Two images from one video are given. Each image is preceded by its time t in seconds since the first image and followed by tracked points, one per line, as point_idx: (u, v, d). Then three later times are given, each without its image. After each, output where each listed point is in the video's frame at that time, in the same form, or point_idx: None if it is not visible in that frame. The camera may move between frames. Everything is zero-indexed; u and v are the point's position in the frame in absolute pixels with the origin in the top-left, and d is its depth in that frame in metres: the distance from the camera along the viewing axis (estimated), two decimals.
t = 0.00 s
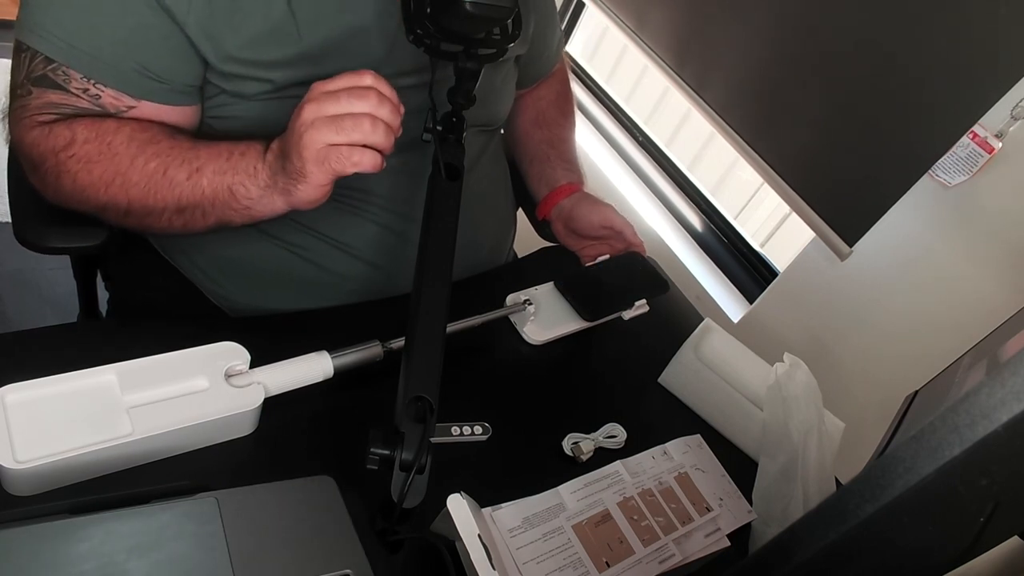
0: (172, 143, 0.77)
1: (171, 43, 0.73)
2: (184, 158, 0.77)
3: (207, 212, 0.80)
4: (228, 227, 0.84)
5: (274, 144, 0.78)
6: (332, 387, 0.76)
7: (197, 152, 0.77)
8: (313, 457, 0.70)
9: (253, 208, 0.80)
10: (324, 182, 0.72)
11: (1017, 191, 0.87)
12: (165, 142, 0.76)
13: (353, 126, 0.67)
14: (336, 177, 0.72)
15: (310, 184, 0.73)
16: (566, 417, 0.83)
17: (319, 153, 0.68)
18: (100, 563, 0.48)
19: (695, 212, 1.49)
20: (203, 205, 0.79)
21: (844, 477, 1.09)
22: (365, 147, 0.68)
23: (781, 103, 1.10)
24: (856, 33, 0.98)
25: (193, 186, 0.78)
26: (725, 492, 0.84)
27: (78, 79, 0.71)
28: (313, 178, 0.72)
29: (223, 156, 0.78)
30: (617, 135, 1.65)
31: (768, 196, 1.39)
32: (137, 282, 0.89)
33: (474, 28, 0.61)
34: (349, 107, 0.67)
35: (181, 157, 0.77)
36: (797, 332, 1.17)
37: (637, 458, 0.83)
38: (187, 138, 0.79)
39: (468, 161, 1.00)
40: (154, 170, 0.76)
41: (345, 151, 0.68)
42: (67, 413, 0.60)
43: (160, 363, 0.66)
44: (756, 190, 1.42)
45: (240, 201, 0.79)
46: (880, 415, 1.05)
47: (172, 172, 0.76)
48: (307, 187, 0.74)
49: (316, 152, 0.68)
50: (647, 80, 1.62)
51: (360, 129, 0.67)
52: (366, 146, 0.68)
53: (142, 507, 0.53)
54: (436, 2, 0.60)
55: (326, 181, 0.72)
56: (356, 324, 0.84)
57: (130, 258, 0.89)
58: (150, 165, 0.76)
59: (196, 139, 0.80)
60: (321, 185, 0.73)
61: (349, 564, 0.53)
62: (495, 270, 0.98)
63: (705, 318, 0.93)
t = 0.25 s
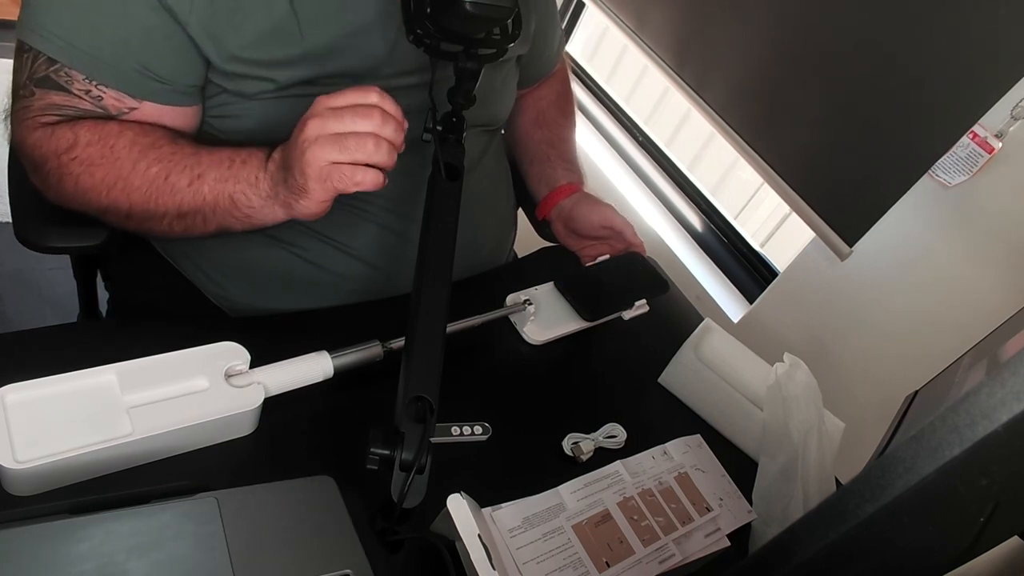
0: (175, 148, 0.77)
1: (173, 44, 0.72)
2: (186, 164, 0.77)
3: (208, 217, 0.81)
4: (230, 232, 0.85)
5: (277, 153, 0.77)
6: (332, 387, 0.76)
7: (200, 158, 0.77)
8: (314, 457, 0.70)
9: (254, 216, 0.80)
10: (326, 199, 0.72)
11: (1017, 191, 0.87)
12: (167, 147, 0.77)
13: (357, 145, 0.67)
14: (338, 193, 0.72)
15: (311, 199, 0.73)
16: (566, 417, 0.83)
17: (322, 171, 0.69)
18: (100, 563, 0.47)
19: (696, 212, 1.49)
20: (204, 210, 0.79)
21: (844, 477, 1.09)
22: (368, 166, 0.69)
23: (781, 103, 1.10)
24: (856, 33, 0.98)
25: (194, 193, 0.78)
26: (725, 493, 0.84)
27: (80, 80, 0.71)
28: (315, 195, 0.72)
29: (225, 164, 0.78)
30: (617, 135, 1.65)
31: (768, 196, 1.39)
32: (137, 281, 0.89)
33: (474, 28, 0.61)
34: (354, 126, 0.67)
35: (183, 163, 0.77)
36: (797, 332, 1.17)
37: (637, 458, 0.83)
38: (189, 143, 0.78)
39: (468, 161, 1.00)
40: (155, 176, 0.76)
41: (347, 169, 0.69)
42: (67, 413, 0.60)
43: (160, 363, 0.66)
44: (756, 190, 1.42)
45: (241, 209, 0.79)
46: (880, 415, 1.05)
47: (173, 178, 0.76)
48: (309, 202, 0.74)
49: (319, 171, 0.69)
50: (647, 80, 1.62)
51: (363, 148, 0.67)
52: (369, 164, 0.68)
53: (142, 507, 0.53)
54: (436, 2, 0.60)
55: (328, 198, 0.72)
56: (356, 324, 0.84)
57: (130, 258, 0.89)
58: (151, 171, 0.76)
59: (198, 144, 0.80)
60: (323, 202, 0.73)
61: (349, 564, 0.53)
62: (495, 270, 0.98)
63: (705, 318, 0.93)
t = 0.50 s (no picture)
0: (169, 124, 0.76)
1: (171, 42, 0.73)
2: (181, 139, 0.76)
3: (210, 192, 0.80)
4: (232, 207, 0.84)
5: (269, 115, 0.77)
6: (332, 387, 0.76)
7: (194, 133, 0.77)
8: (314, 457, 0.70)
9: (255, 181, 0.80)
10: (326, 142, 0.73)
11: (1017, 190, 0.87)
12: (161, 126, 0.76)
13: (343, 78, 0.66)
14: (337, 135, 0.73)
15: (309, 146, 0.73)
16: (566, 417, 0.83)
17: (316, 112, 0.69)
18: (100, 563, 0.47)
19: (696, 212, 1.49)
20: (205, 185, 0.79)
21: (844, 477, 1.09)
22: (358, 99, 0.68)
23: (781, 102, 1.10)
24: (856, 33, 0.98)
25: (193, 167, 0.77)
26: (725, 493, 0.84)
27: (77, 74, 0.70)
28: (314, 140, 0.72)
29: (221, 134, 0.77)
30: (617, 135, 1.65)
31: (768, 196, 1.39)
32: (137, 280, 0.89)
33: (474, 28, 0.61)
34: (338, 59, 0.66)
35: (178, 139, 0.76)
36: (797, 332, 1.17)
37: (637, 458, 0.83)
38: (184, 121, 0.78)
39: (468, 161, 1.00)
40: (154, 154, 0.76)
41: (340, 106, 0.68)
42: (67, 413, 0.60)
43: (160, 363, 0.66)
44: (756, 190, 1.42)
45: (241, 176, 0.79)
46: (880, 415, 1.05)
47: (170, 153, 0.76)
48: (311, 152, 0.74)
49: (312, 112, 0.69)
50: (647, 80, 1.62)
51: (349, 82, 0.66)
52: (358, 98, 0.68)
53: (142, 506, 0.53)
54: (436, 1, 0.60)
55: (327, 140, 0.72)
56: (356, 324, 0.84)
57: (130, 258, 0.90)
58: (149, 150, 0.75)
59: (192, 117, 0.79)
60: (322, 146, 0.73)
61: (349, 564, 0.53)
62: (495, 270, 0.98)
63: (705, 318, 0.93)
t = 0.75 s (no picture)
0: (170, 129, 0.76)
1: (172, 41, 0.73)
2: (183, 146, 0.76)
3: (209, 199, 0.80)
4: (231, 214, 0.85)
5: (271, 126, 0.77)
6: (332, 387, 0.76)
7: (196, 139, 0.77)
8: (314, 457, 0.70)
9: (255, 190, 0.80)
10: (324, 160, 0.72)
11: (1017, 190, 0.87)
12: (162, 129, 0.76)
13: (348, 103, 0.66)
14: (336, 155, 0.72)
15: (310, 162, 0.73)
16: (566, 417, 0.83)
17: (316, 133, 0.68)
18: (100, 563, 0.47)
19: (695, 212, 1.48)
20: (205, 192, 0.79)
21: (844, 477, 1.09)
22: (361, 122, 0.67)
23: (781, 102, 1.10)
24: (856, 32, 0.98)
25: (194, 174, 0.77)
26: (725, 492, 0.84)
27: (78, 76, 0.70)
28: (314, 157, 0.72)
29: (222, 142, 0.78)
30: (617, 135, 1.65)
31: (768, 196, 1.39)
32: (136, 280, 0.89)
33: (474, 28, 0.61)
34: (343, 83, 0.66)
35: (180, 146, 0.76)
36: (797, 332, 1.17)
37: (637, 458, 0.83)
38: (185, 126, 0.78)
39: (468, 161, 1.00)
40: (154, 160, 0.76)
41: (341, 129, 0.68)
42: (67, 414, 0.60)
43: (160, 363, 0.66)
44: (756, 190, 1.42)
45: (243, 184, 0.79)
46: (880, 415, 1.05)
47: (171, 161, 0.76)
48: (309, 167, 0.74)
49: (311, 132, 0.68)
50: (647, 80, 1.62)
51: (354, 107, 0.66)
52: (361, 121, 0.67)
53: (142, 506, 0.53)
54: (436, 2, 0.60)
55: (326, 160, 0.72)
56: (356, 324, 0.84)
57: (129, 258, 0.90)
58: (150, 155, 0.75)
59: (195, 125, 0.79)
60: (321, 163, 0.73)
61: (349, 564, 0.53)
62: (495, 270, 0.98)
63: (705, 318, 0.93)
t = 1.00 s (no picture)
0: (163, 112, 0.76)
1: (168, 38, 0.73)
2: (176, 127, 0.76)
3: (204, 182, 0.80)
4: (226, 200, 0.84)
5: (263, 105, 0.77)
6: (332, 387, 0.76)
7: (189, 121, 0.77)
8: (315, 457, 0.70)
9: (250, 168, 0.79)
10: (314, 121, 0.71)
11: (1017, 190, 0.87)
12: (155, 113, 0.76)
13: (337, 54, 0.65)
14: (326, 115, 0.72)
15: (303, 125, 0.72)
16: (566, 417, 0.83)
17: (302, 90, 0.68)
18: (100, 563, 0.47)
19: (696, 212, 1.48)
20: (200, 174, 0.79)
21: (844, 477, 1.09)
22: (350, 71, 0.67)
23: (781, 102, 1.10)
24: (856, 33, 0.98)
25: (188, 156, 0.77)
26: (725, 492, 0.84)
27: (71, 67, 0.70)
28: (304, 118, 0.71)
29: (216, 123, 0.77)
30: (617, 135, 1.65)
31: (768, 196, 1.39)
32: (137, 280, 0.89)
33: (474, 28, 0.61)
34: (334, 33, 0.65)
35: (174, 129, 0.76)
36: (797, 332, 1.17)
37: (637, 458, 0.83)
38: (180, 113, 0.78)
39: (468, 161, 1.00)
40: (148, 142, 0.76)
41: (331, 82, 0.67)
42: (67, 413, 0.60)
43: (160, 363, 0.66)
44: (756, 191, 1.42)
45: (238, 162, 0.79)
46: (880, 415, 1.05)
47: (166, 142, 0.76)
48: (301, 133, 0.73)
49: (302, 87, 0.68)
50: (647, 80, 1.62)
51: (343, 56, 0.66)
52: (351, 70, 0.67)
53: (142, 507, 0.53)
54: (435, 1, 0.60)
55: (316, 121, 0.72)
56: (356, 324, 0.84)
57: (129, 258, 0.90)
58: (145, 140, 0.75)
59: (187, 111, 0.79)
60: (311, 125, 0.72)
61: (349, 564, 0.53)
62: (495, 270, 0.98)
63: (705, 318, 0.93)
